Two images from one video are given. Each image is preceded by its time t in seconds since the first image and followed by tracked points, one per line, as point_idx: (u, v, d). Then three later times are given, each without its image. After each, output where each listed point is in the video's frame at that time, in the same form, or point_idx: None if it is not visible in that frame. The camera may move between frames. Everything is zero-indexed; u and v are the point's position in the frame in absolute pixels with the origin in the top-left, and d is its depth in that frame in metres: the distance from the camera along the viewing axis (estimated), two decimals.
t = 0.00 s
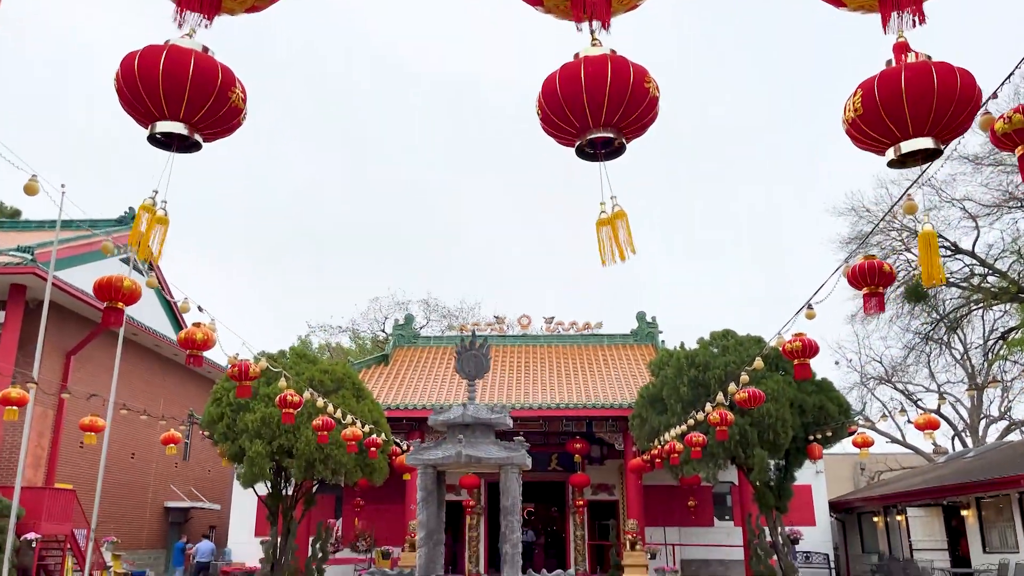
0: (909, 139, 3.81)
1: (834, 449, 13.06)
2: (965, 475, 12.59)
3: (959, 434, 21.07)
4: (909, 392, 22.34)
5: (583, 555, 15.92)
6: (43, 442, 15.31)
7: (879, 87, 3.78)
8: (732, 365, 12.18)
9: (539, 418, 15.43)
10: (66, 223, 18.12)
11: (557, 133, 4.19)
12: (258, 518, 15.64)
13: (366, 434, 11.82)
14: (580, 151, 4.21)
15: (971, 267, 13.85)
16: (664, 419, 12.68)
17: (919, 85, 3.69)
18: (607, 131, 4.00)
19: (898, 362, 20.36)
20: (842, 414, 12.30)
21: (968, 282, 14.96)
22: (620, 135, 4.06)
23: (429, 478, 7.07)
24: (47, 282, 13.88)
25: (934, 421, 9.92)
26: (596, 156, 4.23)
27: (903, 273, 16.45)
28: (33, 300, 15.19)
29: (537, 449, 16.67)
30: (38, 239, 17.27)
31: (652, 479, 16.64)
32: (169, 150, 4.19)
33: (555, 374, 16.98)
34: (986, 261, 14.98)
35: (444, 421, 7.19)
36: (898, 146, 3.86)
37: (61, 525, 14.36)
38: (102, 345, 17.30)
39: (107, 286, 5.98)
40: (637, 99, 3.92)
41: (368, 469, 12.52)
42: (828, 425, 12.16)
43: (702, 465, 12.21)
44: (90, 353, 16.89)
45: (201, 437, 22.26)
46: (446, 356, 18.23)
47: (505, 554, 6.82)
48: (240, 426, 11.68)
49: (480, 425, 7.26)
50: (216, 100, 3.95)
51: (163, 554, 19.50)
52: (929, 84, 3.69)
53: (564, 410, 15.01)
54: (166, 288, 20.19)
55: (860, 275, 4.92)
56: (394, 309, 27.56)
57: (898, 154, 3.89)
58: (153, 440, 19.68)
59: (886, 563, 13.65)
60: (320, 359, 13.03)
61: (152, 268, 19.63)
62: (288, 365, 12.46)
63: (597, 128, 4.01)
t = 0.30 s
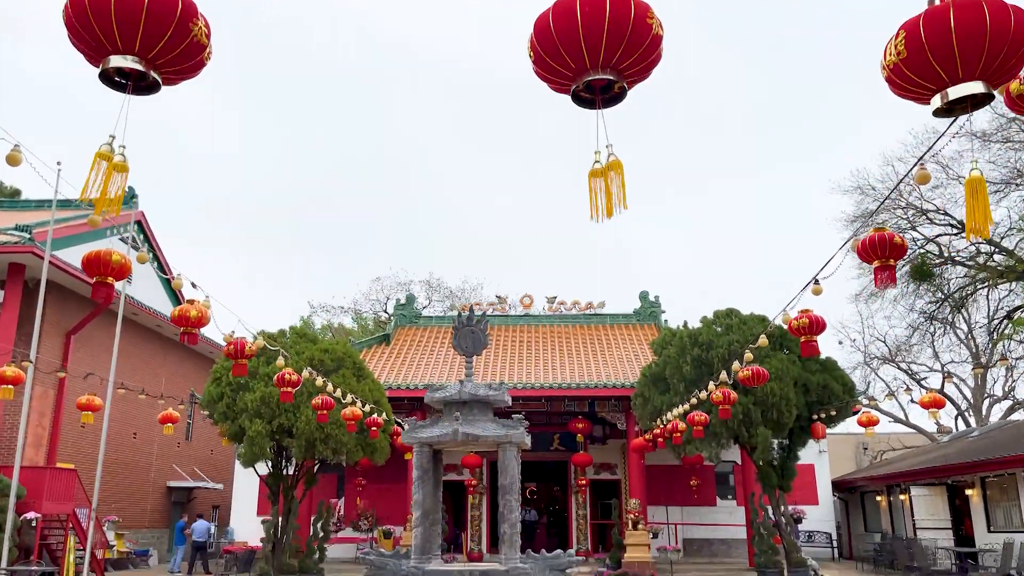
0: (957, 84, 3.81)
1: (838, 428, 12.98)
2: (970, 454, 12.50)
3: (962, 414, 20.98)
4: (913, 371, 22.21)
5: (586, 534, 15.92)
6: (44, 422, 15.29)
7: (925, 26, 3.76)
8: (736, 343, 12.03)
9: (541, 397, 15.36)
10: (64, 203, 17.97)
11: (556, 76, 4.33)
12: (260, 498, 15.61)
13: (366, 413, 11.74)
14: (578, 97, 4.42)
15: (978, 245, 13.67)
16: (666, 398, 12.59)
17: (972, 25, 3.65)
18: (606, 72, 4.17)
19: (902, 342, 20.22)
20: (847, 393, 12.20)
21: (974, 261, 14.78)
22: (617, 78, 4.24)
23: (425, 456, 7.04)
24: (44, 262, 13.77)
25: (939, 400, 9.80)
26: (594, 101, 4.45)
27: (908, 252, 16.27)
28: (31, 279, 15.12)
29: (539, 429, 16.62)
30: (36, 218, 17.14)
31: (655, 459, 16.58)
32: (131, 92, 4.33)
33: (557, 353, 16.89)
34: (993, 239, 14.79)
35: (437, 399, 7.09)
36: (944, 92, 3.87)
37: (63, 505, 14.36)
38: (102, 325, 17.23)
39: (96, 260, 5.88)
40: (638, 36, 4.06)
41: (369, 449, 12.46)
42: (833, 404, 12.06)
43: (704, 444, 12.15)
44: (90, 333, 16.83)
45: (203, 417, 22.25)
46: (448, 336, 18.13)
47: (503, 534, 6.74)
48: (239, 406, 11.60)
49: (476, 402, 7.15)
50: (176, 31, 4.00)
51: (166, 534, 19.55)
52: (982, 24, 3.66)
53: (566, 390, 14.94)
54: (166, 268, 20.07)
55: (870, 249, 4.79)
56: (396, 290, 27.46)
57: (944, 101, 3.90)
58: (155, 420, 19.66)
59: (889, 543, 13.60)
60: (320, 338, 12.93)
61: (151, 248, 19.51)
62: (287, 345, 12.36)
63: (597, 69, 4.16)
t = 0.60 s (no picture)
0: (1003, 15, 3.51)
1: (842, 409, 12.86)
2: (977, 435, 12.38)
3: (967, 395, 20.84)
4: (918, 352, 22.05)
5: (588, 515, 15.88)
6: (45, 404, 15.26)
7: None
8: (740, 323, 11.90)
9: (544, 378, 15.26)
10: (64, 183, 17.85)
11: (527, 10, 4.12)
12: (262, 479, 15.59)
13: (367, 393, 11.65)
14: (551, 35, 4.32)
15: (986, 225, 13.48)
16: (669, 379, 12.49)
17: None
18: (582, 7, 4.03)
19: (908, 323, 20.06)
20: (852, 373, 12.08)
21: (982, 240, 14.58)
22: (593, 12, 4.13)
23: (418, 435, 6.89)
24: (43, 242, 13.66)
25: (948, 380, 9.66)
26: (566, 41, 4.38)
27: (915, 231, 16.07)
28: (30, 260, 15.03)
29: (541, 410, 16.54)
30: (35, 199, 17.02)
31: (658, 440, 16.50)
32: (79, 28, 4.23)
33: (560, 334, 16.78)
34: (1001, 219, 14.58)
35: (432, 376, 6.96)
36: (992, 23, 3.56)
37: (65, 486, 14.37)
38: (103, 306, 17.16)
39: (80, 236, 5.70)
40: None
41: (370, 429, 12.39)
42: (838, 385, 11.95)
43: (708, 425, 12.05)
44: (91, 314, 16.77)
45: (206, 399, 22.23)
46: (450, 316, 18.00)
47: (499, 515, 6.64)
48: (239, 387, 11.53)
49: (470, 379, 7.03)
50: None
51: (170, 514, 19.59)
52: None
53: (569, 370, 14.84)
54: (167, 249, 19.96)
55: (877, 222, 4.67)
56: (398, 271, 27.36)
57: (994, 33, 3.59)
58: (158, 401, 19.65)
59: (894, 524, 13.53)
60: (321, 318, 12.82)
61: (152, 229, 19.41)
62: (288, 325, 12.26)
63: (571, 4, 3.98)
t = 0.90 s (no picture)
0: None
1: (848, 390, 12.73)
2: (984, 415, 12.25)
3: (974, 376, 20.68)
4: (926, 333, 21.86)
5: (591, 495, 15.84)
6: (48, 385, 15.26)
7: None
8: (745, 303, 11.76)
9: (547, 359, 15.17)
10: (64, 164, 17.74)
11: None
12: (265, 460, 15.57)
13: (369, 373, 11.57)
14: None
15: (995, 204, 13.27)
16: (673, 359, 12.38)
17: None
18: None
19: (914, 304, 19.86)
20: (859, 353, 11.95)
21: (991, 220, 14.36)
22: None
23: (410, 414, 6.71)
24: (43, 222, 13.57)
25: (957, 359, 9.52)
26: None
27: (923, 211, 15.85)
28: (31, 240, 14.97)
29: (545, 391, 16.46)
30: (35, 179, 16.92)
31: (662, 421, 16.40)
32: None
33: (563, 315, 16.65)
34: (1011, 198, 14.35)
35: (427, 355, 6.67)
36: None
37: (69, 465, 14.42)
38: (104, 286, 17.10)
39: (65, 213, 5.79)
40: None
41: (372, 410, 12.31)
42: (844, 365, 11.82)
43: (712, 406, 11.96)
44: (93, 295, 16.71)
45: (209, 380, 22.23)
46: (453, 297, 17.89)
47: (492, 497, 6.38)
48: (239, 367, 11.46)
49: (465, 357, 6.84)
50: None
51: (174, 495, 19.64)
52: None
53: (572, 351, 14.74)
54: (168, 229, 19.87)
55: (887, 195, 4.54)
56: (401, 252, 27.24)
57: None
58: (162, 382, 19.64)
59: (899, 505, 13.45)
60: (321, 298, 12.72)
61: (153, 209, 19.30)
62: (288, 306, 12.15)
63: None
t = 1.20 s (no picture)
0: None
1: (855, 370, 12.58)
2: (994, 395, 12.08)
3: (983, 357, 20.46)
4: (934, 314, 21.65)
5: (596, 476, 15.77)
6: (51, 366, 15.22)
7: None
8: (752, 282, 11.58)
9: (551, 339, 15.03)
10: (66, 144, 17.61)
11: None
12: (268, 441, 15.51)
13: (371, 353, 11.45)
14: None
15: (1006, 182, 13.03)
16: (679, 340, 12.24)
17: None
18: None
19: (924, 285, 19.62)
20: (867, 333, 11.78)
21: (1002, 198, 14.12)
22: None
23: (404, 392, 6.09)
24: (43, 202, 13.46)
25: (968, 339, 9.35)
26: None
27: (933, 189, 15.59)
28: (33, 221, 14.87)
29: (550, 370, 16.36)
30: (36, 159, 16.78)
31: (668, 402, 16.27)
32: None
33: (568, 295, 16.49)
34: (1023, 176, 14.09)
35: (419, 332, 5.98)
36: None
37: (73, 446, 14.38)
38: (107, 267, 17.00)
39: (51, 186, 5.67)
40: None
41: (375, 390, 12.21)
42: (852, 345, 11.66)
43: (718, 386, 11.82)
44: (96, 275, 16.63)
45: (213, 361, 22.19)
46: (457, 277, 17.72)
47: (490, 478, 5.72)
48: (240, 347, 11.36)
49: (462, 334, 6.12)
50: None
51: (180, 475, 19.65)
52: None
53: (577, 332, 14.60)
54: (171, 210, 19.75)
55: (901, 165, 4.40)
56: (406, 232, 27.08)
57: None
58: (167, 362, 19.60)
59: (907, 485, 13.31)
60: (323, 278, 12.59)
61: (155, 189, 19.16)
62: (288, 285, 12.02)
63: None
